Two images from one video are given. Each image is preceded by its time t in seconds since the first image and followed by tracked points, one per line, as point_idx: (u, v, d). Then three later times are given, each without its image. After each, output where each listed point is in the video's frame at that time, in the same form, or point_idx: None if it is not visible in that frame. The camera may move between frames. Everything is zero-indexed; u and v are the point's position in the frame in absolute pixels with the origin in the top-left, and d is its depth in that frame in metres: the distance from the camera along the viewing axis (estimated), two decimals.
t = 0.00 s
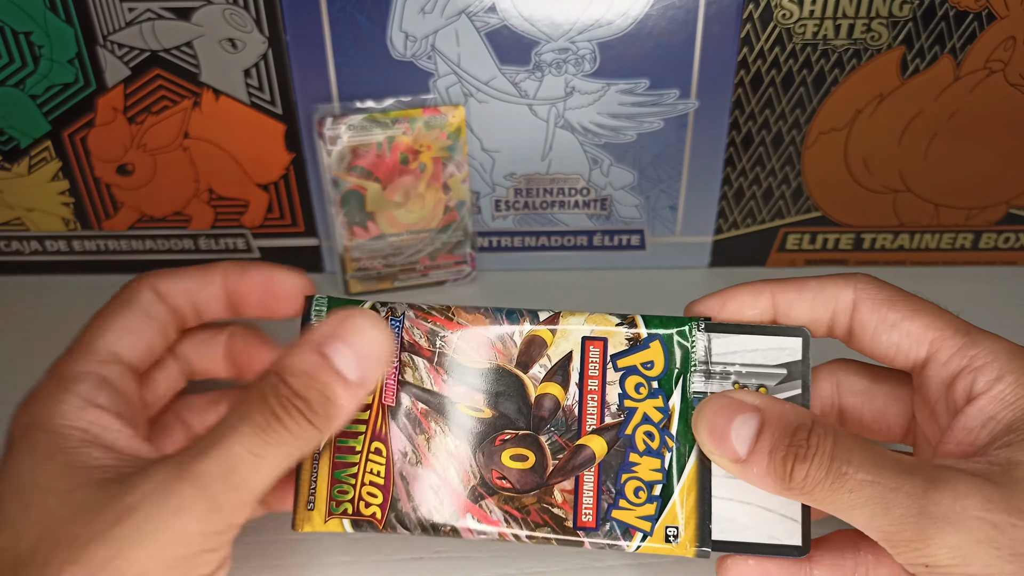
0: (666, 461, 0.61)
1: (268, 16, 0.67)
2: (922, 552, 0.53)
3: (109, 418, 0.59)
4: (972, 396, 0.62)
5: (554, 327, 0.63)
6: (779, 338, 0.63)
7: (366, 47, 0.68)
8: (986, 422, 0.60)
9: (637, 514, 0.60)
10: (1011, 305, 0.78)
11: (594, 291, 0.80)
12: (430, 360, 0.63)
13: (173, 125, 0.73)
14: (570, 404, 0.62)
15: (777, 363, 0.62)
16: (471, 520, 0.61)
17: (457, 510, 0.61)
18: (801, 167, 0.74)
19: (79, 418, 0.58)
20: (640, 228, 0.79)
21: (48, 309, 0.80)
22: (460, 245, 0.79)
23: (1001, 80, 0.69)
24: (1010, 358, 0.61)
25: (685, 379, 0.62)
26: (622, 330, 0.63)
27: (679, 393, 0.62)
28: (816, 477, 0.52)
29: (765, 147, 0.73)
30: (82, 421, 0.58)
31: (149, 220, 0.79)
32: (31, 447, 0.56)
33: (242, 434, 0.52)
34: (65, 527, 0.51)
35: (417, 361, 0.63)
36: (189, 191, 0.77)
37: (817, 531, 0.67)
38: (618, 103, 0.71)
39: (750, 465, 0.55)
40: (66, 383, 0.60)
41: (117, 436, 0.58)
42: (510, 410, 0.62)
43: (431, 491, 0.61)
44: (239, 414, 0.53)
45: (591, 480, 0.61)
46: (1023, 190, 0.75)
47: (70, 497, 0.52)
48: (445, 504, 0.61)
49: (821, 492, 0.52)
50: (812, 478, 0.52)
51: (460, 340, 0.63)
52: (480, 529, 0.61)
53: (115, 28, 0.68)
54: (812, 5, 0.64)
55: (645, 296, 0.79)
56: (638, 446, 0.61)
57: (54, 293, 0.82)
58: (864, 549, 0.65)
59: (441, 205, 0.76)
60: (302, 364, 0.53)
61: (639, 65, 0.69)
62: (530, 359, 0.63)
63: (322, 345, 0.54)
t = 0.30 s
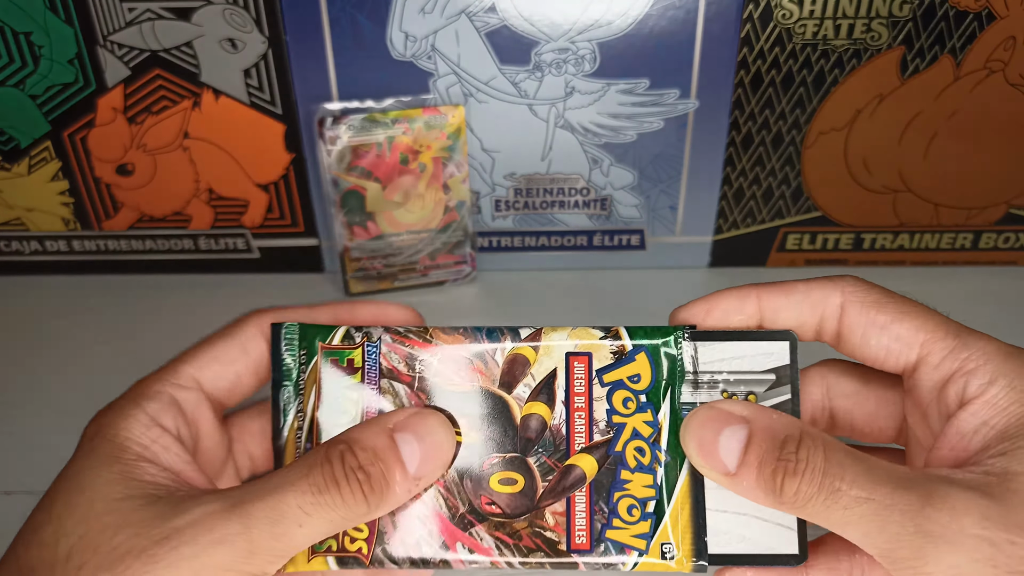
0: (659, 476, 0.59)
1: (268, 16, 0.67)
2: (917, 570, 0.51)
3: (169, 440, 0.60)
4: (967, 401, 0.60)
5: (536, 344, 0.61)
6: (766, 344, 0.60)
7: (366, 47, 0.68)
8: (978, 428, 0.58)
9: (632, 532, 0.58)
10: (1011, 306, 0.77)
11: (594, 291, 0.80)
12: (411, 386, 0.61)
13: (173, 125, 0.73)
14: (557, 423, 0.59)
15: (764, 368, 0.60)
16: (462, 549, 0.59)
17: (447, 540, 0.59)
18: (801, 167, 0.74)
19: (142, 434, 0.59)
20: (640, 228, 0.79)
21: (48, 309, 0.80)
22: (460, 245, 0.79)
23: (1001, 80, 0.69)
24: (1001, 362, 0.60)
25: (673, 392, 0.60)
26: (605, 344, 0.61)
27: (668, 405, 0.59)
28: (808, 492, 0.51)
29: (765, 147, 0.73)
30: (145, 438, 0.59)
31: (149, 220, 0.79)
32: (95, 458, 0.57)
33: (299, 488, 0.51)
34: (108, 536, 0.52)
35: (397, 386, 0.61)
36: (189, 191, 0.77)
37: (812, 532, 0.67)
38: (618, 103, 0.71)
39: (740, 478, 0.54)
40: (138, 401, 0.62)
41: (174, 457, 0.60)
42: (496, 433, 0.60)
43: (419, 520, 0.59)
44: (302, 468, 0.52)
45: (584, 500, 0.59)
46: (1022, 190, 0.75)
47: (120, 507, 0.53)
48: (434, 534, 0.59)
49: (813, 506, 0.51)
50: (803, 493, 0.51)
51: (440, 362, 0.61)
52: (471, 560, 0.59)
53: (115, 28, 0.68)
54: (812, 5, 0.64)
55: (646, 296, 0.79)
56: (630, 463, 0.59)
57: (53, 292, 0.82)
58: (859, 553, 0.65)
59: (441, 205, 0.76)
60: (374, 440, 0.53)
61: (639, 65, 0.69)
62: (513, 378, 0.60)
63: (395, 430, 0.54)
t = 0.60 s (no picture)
0: (640, 465, 0.59)
1: (269, 16, 0.67)
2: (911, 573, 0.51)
3: (171, 443, 0.61)
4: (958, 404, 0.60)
5: (514, 341, 0.61)
6: (737, 331, 0.62)
7: (366, 47, 0.68)
8: (970, 430, 0.58)
9: (616, 523, 0.59)
10: (1011, 306, 0.77)
11: (594, 290, 0.80)
12: (389, 388, 0.61)
13: (173, 125, 0.73)
14: (535, 417, 0.60)
15: (739, 355, 0.61)
16: (445, 548, 0.59)
17: (430, 540, 0.59)
18: (801, 167, 0.74)
19: (144, 438, 0.60)
20: (640, 228, 0.79)
21: (47, 308, 0.81)
22: (460, 245, 0.79)
23: (1001, 80, 0.69)
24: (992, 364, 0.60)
25: (651, 381, 0.61)
26: (582, 339, 0.61)
27: (647, 395, 0.60)
28: (805, 494, 0.51)
29: (765, 147, 0.73)
30: (147, 441, 0.60)
31: (149, 220, 0.79)
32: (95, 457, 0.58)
33: (297, 489, 0.51)
34: (106, 532, 0.52)
35: (375, 389, 0.61)
36: (189, 191, 0.77)
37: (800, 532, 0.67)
38: (618, 104, 0.71)
39: (735, 475, 0.53)
40: (138, 404, 0.62)
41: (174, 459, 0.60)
42: (475, 430, 0.60)
43: (402, 522, 0.59)
44: (302, 469, 0.52)
45: (564, 492, 0.59)
46: (1021, 190, 0.75)
47: (115, 505, 0.54)
48: (416, 534, 0.59)
49: (809, 508, 0.52)
50: (800, 496, 0.51)
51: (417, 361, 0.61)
52: (456, 560, 0.59)
53: (116, 28, 0.68)
54: (812, 5, 0.65)
55: (645, 296, 0.79)
56: (610, 453, 0.60)
57: (53, 292, 0.82)
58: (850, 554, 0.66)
59: (441, 205, 0.76)
60: (375, 441, 0.53)
61: (639, 66, 0.69)
62: (492, 376, 0.61)
63: (397, 432, 0.55)
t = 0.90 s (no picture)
0: (621, 456, 0.59)
1: (269, 16, 0.67)
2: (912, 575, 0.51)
3: (157, 439, 0.61)
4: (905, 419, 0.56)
5: (495, 333, 0.61)
6: (719, 325, 0.61)
7: (367, 47, 0.68)
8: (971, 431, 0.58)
9: (599, 513, 0.59)
10: (1011, 307, 0.77)
11: (594, 291, 0.80)
12: (374, 381, 0.61)
13: (173, 125, 0.73)
14: (518, 408, 0.60)
15: (720, 348, 0.61)
16: (428, 539, 0.59)
17: (413, 531, 0.59)
18: (801, 167, 0.74)
19: (130, 435, 0.60)
20: (640, 228, 0.79)
21: (48, 308, 0.81)
22: (460, 245, 0.79)
23: (1001, 80, 0.69)
24: (933, 412, 0.53)
25: (632, 373, 0.60)
26: (563, 331, 0.61)
27: (627, 387, 0.60)
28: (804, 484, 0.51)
29: (765, 147, 0.73)
30: (133, 438, 0.60)
31: (149, 220, 0.79)
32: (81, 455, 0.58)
33: (280, 478, 0.51)
34: (92, 524, 0.52)
35: (360, 382, 0.61)
36: (190, 191, 0.77)
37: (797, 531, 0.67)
38: (619, 104, 0.71)
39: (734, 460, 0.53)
40: (125, 403, 0.62)
41: (160, 455, 0.60)
42: (457, 421, 0.60)
43: (386, 514, 0.59)
44: (286, 459, 0.52)
45: (547, 483, 0.59)
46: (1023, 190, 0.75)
47: (103, 499, 0.54)
48: (400, 525, 0.59)
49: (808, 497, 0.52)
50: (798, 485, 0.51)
51: (399, 355, 0.61)
52: (439, 549, 0.59)
53: (116, 28, 0.68)
54: (812, 5, 0.65)
55: (645, 295, 0.79)
56: (592, 444, 0.59)
57: (53, 292, 0.82)
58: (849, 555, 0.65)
59: (442, 205, 0.76)
60: (360, 431, 0.54)
61: (639, 66, 0.69)
62: (474, 368, 0.61)
63: (382, 422, 0.55)
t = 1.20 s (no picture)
0: (622, 470, 0.59)
1: (269, 16, 0.67)
2: None
3: (158, 439, 0.61)
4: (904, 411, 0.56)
5: (503, 340, 0.61)
6: (727, 343, 0.61)
7: (366, 47, 0.68)
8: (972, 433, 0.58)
9: (597, 526, 0.59)
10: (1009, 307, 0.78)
11: (594, 291, 0.80)
12: (378, 381, 0.61)
13: (173, 125, 0.73)
14: (522, 417, 0.60)
15: (726, 369, 0.61)
16: (425, 544, 0.59)
17: (411, 534, 0.59)
18: (801, 167, 0.74)
19: (132, 435, 0.60)
20: (640, 228, 0.79)
21: (48, 309, 0.81)
22: (460, 245, 0.79)
23: (1001, 80, 0.69)
24: (922, 436, 0.50)
25: (638, 387, 0.60)
26: (570, 341, 0.61)
27: (633, 400, 0.60)
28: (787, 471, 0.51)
29: (765, 147, 0.73)
30: (135, 439, 0.60)
31: (149, 220, 0.79)
32: (84, 455, 0.58)
33: (280, 479, 0.51)
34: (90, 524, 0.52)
35: (364, 382, 0.61)
36: (189, 191, 0.77)
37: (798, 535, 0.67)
38: (618, 104, 0.71)
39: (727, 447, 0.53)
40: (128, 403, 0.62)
41: (160, 455, 0.60)
42: (460, 427, 0.60)
43: (384, 516, 0.59)
44: (286, 460, 0.52)
45: (548, 495, 0.59)
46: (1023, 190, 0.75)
47: (102, 499, 0.54)
48: (397, 528, 0.59)
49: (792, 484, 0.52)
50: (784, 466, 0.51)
51: (406, 358, 0.61)
52: (435, 553, 0.59)
53: (115, 28, 0.68)
54: (812, 5, 0.64)
55: (645, 296, 0.80)
56: (594, 456, 0.59)
57: (54, 292, 0.82)
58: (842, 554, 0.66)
59: (441, 205, 0.76)
60: (361, 433, 0.54)
61: (639, 66, 0.69)
62: (480, 374, 0.61)
63: (384, 424, 0.55)
